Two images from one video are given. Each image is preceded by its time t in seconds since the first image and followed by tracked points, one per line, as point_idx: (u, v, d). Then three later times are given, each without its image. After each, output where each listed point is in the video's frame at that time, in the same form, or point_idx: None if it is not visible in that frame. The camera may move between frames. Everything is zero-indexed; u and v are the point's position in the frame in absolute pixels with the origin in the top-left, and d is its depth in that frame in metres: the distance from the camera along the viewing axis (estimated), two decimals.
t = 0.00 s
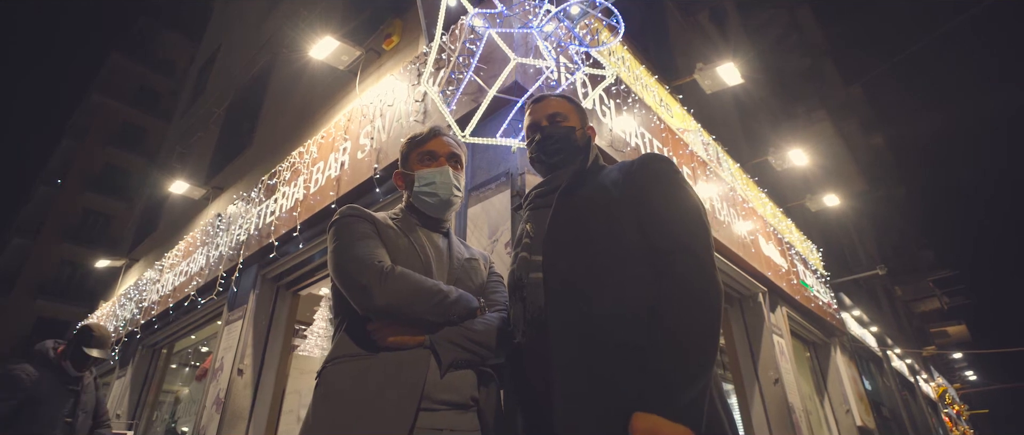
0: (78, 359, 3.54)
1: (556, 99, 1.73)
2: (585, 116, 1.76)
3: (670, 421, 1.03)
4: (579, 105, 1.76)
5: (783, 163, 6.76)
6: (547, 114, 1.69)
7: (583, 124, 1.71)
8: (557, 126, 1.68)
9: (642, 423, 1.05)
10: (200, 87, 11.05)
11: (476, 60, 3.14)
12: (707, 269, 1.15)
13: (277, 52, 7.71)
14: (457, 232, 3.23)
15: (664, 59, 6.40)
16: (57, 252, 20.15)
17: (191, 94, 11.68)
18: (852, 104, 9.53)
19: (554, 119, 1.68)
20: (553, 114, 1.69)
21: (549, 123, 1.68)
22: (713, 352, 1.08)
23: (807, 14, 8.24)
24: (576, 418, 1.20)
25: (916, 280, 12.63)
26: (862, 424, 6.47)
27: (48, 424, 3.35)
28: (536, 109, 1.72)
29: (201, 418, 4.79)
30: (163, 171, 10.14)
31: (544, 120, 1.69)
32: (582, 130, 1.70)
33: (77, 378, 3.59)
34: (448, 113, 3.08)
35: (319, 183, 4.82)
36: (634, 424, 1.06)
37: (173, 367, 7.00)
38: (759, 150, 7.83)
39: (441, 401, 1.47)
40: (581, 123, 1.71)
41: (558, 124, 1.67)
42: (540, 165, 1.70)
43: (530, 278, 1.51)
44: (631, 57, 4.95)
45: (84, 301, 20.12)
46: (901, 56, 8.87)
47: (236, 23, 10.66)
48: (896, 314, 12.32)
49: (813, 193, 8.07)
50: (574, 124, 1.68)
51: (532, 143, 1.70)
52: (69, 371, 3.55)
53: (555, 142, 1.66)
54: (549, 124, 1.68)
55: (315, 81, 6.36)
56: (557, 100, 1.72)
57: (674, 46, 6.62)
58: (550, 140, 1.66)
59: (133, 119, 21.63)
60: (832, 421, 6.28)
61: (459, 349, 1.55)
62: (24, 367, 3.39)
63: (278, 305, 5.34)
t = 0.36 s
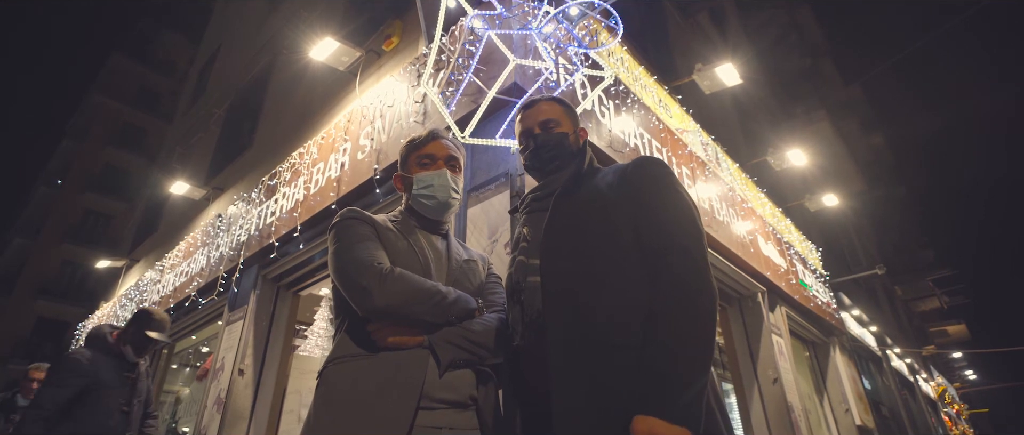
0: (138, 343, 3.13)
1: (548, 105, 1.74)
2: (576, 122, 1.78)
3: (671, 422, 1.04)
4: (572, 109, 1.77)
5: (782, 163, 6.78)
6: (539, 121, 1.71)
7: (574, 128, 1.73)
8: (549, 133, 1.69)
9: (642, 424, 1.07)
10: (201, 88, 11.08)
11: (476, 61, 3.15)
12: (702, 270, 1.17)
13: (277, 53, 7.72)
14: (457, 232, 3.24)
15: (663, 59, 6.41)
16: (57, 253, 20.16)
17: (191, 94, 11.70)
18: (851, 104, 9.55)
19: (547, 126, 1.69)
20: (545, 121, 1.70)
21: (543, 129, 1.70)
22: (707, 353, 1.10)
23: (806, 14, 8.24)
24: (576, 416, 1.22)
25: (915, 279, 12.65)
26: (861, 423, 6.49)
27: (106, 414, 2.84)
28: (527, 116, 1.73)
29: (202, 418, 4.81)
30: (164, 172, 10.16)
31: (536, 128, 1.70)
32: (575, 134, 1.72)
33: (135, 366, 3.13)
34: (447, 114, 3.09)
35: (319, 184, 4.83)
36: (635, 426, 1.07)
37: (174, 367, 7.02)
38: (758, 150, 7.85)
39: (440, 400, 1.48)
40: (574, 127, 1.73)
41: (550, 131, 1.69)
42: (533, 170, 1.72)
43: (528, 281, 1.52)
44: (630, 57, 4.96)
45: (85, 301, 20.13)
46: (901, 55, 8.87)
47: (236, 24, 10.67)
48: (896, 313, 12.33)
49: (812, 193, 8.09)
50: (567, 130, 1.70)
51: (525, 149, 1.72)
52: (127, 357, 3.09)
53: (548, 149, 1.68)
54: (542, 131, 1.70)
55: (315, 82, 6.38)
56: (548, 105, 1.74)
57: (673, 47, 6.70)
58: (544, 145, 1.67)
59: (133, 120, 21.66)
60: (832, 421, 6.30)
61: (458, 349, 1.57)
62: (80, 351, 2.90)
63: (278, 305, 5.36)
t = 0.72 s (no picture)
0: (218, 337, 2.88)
1: (544, 109, 1.76)
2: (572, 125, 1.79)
3: (665, 421, 1.07)
4: (568, 113, 1.79)
5: (782, 163, 6.79)
6: (536, 124, 1.72)
7: (570, 132, 1.74)
8: (545, 137, 1.70)
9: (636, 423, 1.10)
10: (201, 88, 11.10)
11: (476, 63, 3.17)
12: (696, 271, 1.19)
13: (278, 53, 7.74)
14: (456, 233, 3.25)
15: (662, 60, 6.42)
16: (58, 253, 20.17)
17: (192, 95, 11.74)
18: (850, 104, 9.57)
19: (543, 130, 1.71)
20: (542, 125, 1.72)
21: (539, 133, 1.71)
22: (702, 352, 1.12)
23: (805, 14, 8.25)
24: (575, 416, 1.24)
25: (915, 279, 12.67)
26: (861, 423, 6.51)
27: (188, 410, 2.49)
28: (524, 120, 1.75)
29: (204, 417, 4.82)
30: (164, 172, 10.19)
31: (533, 132, 1.72)
32: (571, 138, 1.74)
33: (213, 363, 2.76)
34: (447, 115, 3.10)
35: (320, 185, 4.85)
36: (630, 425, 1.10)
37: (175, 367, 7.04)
38: (757, 150, 7.86)
39: (440, 398, 1.51)
40: (570, 131, 1.75)
41: (546, 135, 1.70)
42: (531, 174, 1.73)
43: (526, 283, 1.54)
44: (629, 58, 4.99)
45: (86, 301, 20.13)
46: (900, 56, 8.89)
47: (237, 25, 10.70)
48: (896, 313, 12.34)
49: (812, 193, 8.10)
50: (563, 133, 1.72)
51: (522, 153, 1.74)
52: (208, 351, 2.76)
53: (545, 153, 1.69)
54: (538, 134, 1.72)
55: (316, 83, 6.40)
56: (545, 109, 1.76)
57: (672, 47, 6.72)
58: (541, 149, 1.69)
59: (134, 120, 21.70)
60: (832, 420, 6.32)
61: (456, 349, 1.59)
62: (161, 342, 2.54)
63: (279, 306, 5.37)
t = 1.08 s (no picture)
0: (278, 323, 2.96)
1: (546, 110, 1.78)
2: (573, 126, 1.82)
3: (662, 419, 1.09)
4: (567, 115, 1.80)
5: (781, 163, 6.81)
6: (538, 124, 1.74)
7: (571, 132, 1.77)
8: (547, 136, 1.73)
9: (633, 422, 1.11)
10: (202, 88, 11.11)
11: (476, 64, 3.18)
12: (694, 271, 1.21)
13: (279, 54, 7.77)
14: (457, 233, 3.28)
15: (662, 60, 6.44)
16: (59, 253, 20.17)
17: (192, 96, 11.76)
18: (850, 105, 9.58)
19: (545, 130, 1.73)
20: (543, 125, 1.74)
21: (540, 135, 1.73)
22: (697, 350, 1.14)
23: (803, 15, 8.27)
24: (575, 415, 1.25)
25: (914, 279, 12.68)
26: (860, 422, 6.52)
27: (264, 403, 2.59)
28: (526, 120, 1.77)
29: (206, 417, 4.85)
30: (165, 173, 10.22)
31: (534, 132, 1.74)
32: (572, 139, 1.76)
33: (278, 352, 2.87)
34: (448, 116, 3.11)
35: (321, 185, 4.87)
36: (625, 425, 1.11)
37: (176, 367, 7.08)
38: (757, 150, 7.88)
39: (441, 396, 1.53)
40: (571, 132, 1.77)
41: (547, 134, 1.73)
42: (531, 173, 1.75)
43: (525, 283, 1.56)
44: (629, 59, 5.02)
45: (86, 301, 20.13)
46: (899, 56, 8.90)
47: (237, 25, 10.72)
48: (895, 313, 12.36)
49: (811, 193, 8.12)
50: (564, 134, 1.74)
51: (523, 154, 1.76)
52: (271, 333, 2.87)
53: (546, 152, 1.71)
54: (540, 135, 1.74)
55: (317, 84, 6.42)
56: (547, 110, 1.78)
57: (672, 47, 6.74)
58: (542, 150, 1.71)
59: (134, 120, 21.73)
60: (831, 419, 6.34)
61: (457, 347, 1.60)
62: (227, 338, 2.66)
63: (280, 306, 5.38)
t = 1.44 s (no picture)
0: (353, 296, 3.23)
1: (555, 111, 1.80)
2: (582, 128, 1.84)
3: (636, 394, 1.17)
4: (570, 115, 1.82)
5: (780, 163, 6.82)
6: (544, 123, 1.77)
7: (579, 132, 1.78)
8: (553, 134, 1.75)
9: (607, 382, 1.21)
10: (202, 88, 11.12)
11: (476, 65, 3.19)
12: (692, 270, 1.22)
13: (279, 54, 7.78)
14: (457, 233, 3.30)
15: (661, 60, 6.45)
16: (59, 254, 20.18)
17: (192, 96, 11.77)
18: (849, 104, 9.60)
19: (550, 128, 1.75)
20: (549, 124, 1.76)
21: (545, 135, 1.75)
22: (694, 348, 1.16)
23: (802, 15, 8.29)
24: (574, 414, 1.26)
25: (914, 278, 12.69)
26: (859, 421, 6.53)
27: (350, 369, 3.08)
28: (533, 119, 1.80)
29: (207, 416, 4.87)
30: (166, 173, 10.23)
31: (540, 130, 1.76)
32: (577, 140, 1.78)
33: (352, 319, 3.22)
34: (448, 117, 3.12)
35: (321, 185, 4.89)
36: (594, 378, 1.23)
37: (177, 367, 7.10)
38: (756, 150, 7.90)
39: (443, 392, 1.56)
40: (576, 133, 1.79)
41: (553, 133, 1.75)
42: (536, 170, 1.78)
43: (526, 279, 1.58)
44: (628, 59, 5.04)
45: (86, 301, 20.13)
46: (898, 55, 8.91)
47: (237, 25, 10.74)
48: (895, 312, 12.38)
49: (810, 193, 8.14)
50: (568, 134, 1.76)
51: (529, 152, 1.78)
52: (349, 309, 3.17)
53: (552, 150, 1.74)
54: (546, 133, 1.76)
55: (317, 84, 6.44)
56: (553, 110, 1.80)
57: (672, 47, 6.74)
58: (547, 149, 1.74)
59: (134, 120, 21.75)
60: (830, 418, 6.37)
61: (458, 345, 1.63)
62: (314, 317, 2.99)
63: (280, 306, 5.38)
